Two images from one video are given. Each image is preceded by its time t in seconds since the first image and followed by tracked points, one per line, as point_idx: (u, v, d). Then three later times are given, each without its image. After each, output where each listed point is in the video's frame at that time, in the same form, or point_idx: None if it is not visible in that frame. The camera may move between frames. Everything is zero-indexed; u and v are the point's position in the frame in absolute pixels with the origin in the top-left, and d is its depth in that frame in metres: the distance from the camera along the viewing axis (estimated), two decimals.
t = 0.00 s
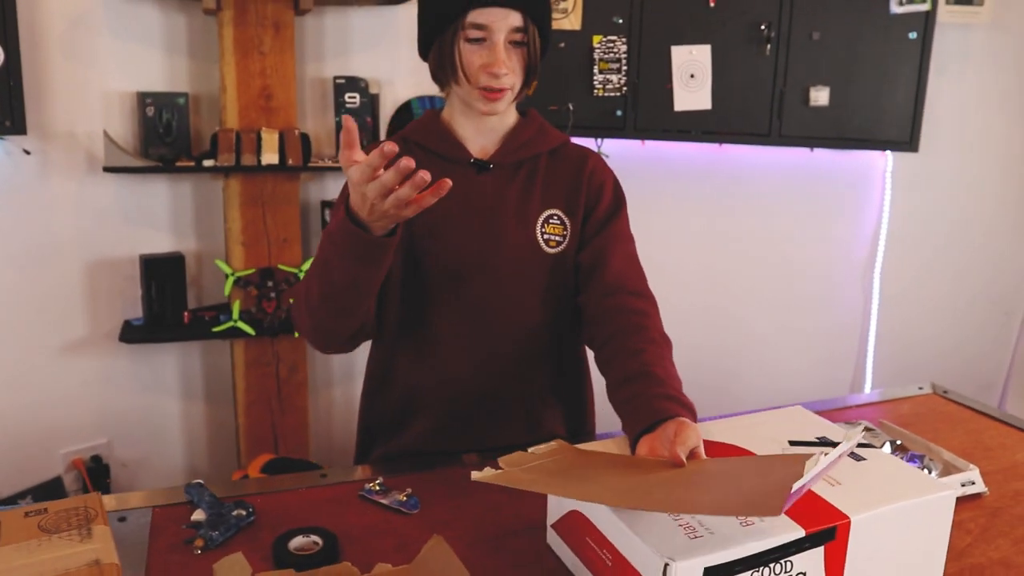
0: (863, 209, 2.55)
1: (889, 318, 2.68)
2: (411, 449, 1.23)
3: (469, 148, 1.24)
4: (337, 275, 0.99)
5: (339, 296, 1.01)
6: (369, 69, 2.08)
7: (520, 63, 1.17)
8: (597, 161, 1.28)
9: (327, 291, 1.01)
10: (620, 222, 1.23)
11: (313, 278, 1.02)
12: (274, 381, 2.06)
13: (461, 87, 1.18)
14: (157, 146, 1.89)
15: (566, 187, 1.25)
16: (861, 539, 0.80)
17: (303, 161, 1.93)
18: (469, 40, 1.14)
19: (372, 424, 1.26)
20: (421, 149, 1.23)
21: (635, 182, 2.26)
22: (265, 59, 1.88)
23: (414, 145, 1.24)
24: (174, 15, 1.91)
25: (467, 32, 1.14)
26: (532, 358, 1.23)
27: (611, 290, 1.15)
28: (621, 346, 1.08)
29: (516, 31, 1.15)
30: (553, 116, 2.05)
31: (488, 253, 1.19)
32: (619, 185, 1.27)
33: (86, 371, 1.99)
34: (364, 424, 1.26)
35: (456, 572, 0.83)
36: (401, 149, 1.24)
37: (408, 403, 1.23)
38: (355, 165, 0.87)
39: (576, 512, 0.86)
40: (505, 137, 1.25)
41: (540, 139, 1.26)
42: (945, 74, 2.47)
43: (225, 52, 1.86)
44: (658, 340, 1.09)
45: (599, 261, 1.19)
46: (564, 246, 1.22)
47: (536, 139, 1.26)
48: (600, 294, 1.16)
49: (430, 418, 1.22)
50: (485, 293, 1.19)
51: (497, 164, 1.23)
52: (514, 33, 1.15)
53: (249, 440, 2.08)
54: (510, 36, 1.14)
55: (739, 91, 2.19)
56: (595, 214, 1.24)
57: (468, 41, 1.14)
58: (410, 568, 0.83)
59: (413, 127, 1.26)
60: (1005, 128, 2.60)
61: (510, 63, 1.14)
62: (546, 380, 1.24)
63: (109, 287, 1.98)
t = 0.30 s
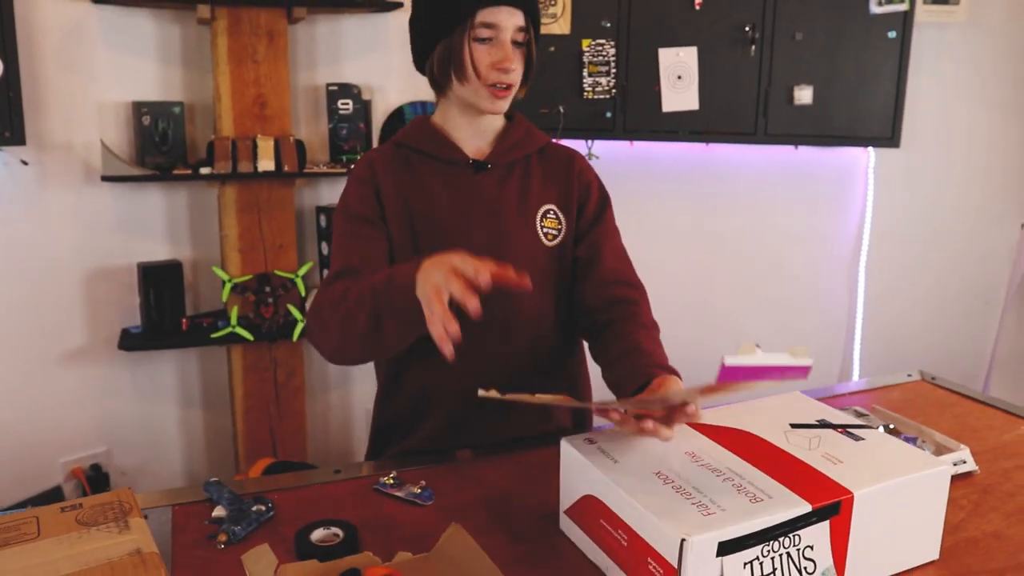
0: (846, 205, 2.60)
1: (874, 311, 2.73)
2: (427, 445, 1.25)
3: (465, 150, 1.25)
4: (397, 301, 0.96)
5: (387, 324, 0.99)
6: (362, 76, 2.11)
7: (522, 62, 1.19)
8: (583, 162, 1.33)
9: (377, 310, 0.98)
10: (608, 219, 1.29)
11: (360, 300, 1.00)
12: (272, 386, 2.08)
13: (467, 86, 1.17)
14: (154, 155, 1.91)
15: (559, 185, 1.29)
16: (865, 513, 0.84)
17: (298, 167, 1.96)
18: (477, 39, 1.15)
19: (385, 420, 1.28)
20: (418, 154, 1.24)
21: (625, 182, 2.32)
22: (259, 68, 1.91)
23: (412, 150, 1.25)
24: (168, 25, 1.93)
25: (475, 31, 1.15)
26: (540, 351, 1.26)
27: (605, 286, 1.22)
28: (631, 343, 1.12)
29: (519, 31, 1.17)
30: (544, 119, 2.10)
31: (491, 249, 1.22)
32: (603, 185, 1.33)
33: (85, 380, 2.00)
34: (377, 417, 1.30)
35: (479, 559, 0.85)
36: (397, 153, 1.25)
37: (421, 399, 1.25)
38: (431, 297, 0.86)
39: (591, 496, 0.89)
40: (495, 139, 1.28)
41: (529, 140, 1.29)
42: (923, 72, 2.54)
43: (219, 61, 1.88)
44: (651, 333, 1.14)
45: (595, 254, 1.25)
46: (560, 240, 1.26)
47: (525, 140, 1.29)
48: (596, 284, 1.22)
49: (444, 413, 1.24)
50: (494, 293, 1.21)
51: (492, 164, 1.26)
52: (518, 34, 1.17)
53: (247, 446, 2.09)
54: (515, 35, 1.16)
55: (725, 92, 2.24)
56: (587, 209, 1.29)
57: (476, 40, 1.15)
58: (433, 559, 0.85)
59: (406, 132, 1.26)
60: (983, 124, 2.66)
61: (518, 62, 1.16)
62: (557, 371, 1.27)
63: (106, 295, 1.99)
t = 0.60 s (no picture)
0: (826, 225, 2.66)
1: (855, 329, 2.78)
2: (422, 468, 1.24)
3: (450, 174, 1.24)
4: (477, 382, 0.95)
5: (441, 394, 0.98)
6: (351, 102, 2.15)
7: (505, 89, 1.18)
8: (547, 177, 1.36)
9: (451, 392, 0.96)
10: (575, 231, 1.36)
11: (424, 382, 0.97)
12: (264, 409, 2.09)
13: (453, 115, 1.15)
14: (146, 181, 1.93)
15: (533, 202, 1.32)
16: (853, 520, 0.87)
17: (291, 194, 1.99)
18: (467, 70, 1.13)
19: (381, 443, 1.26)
20: (409, 184, 1.20)
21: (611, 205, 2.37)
22: (250, 94, 1.94)
23: (402, 180, 1.20)
24: (160, 53, 1.96)
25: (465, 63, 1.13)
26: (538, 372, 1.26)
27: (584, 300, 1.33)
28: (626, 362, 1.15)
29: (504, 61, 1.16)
30: (530, 143, 2.15)
31: (491, 272, 1.21)
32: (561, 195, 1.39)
33: (77, 405, 2.00)
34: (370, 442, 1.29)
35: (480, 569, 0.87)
36: (388, 181, 1.20)
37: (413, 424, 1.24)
38: (557, 404, 0.91)
39: (588, 508, 0.91)
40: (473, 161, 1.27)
41: (503, 161, 1.30)
42: (898, 96, 2.61)
43: (211, 88, 1.91)
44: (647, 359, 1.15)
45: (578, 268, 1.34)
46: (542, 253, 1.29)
47: (500, 161, 1.29)
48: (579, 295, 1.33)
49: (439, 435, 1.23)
50: (495, 316, 1.21)
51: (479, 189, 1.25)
52: (502, 64, 1.16)
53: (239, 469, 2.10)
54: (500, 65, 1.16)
55: (707, 116, 2.30)
56: (559, 223, 1.34)
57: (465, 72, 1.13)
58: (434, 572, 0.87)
59: (391, 158, 1.21)
60: (958, 145, 2.73)
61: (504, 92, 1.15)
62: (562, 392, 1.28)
63: (98, 320, 2.00)
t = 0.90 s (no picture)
0: (800, 236, 2.71)
1: (828, 337, 2.83)
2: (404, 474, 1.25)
3: (428, 186, 1.26)
4: (457, 376, 0.96)
5: (418, 399, 0.99)
6: (332, 113, 2.16)
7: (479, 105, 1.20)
8: (520, 192, 1.39)
9: (433, 389, 0.97)
10: (551, 245, 1.40)
11: (406, 381, 0.98)
12: (243, 419, 2.09)
13: (428, 131, 1.18)
14: (127, 190, 1.94)
15: (508, 214, 1.34)
16: (826, 521, 0.90)
17: (272, 203, 1.99)
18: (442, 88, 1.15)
19: (362, 451, 1.27)
20: (388, 194, 1.22)
21: (590, 216, 2.40)
22: (232, 105, 1.95)
23: (381, 191, 1.22)
24: (140, 62, 1.96)
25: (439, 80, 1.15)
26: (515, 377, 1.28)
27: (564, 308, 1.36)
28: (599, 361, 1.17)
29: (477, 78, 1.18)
30: (510, 155, 2.18)
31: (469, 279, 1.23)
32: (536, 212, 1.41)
33: (55, 414, 2.00)
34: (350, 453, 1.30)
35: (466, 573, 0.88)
36: (367, 192, 1.21)
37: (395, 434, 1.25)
38: (540, 388, 0.92)
39: (571, 511, 0.93)
40: (449, 174, 1.29)
41: (478, 173, 1.32)
42: (868, 110, 2.67)
43: (193, 98, 1.91)
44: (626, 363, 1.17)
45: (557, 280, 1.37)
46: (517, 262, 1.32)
47: (475, 173, 1.32)
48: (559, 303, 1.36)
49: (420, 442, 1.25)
50: (474, 323, 1.23)
51: (457, 199, 1.27)
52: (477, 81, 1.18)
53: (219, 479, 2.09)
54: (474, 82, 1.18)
55: (684, 129, 2.34)
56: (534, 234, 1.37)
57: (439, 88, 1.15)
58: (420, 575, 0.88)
59: (371, 170, 1.23)
60: (928, 158, 2.79)
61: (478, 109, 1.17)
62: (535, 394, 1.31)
63: (76, 329, 2.00)
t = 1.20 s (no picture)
0: (781, 245, 2.74)
1: (808, 346, 2.86)
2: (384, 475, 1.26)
3: (411, 194, 1.27)
4: (425, 375, 0.96)
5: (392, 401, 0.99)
6: (317, 119, 2.17)
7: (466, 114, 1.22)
8: (508, 205, 1.39)
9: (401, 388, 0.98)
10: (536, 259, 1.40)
11: (375, 381, 1.00)
12: (226, 425, 2.09)
13: (414, 139, 1.19)
14: (111, 196, 1.93)
15: (492, 225, 1.35)
16: (805, 524, 0.91)
17: (256, 207, 2.02)
18: (428, 96, 1.17)
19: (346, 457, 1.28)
20: (369, 199, 1.23)
21: (572, 224, 2.44)
22: (217, 110, 1.95)
23: (362, 196, 1.23)
24: (125, 66, 1.96)
25: (425, 90, 1.16)
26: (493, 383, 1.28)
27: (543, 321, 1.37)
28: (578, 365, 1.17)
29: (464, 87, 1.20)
30: (495, 163, 2.20)
31: (448, 287, 1.23)
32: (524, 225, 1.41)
33: (35, 420, 1.98)
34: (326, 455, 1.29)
35: None
36: (348, 197, 1.23)
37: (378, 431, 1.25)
38: (507, 387, 0.92)
39: (553, 514, 0.94)
40: (434, 182, 1.30)
41: (463, 183, 1.33)
42: (847, 122, 2.71)
43: (178, 103, 1.91)
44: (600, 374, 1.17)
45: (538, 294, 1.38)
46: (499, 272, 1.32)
47: (459, 183, 1.32)
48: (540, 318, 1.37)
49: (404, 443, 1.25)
50: (451, 331, 1.23)
51: (438, 208, 1.28)
52: (463, 90, 1.19)
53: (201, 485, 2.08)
54: (461, 91, 1.19)
55: (667, 139, 2.36)
56: (517, 247, 1.37)
57: (425, 98, 1.16)
58: None
59: (354, 175, 1.25)
60: (908, 170, 2.82)
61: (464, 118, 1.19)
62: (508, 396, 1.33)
63: (58, 335, 1.99)
